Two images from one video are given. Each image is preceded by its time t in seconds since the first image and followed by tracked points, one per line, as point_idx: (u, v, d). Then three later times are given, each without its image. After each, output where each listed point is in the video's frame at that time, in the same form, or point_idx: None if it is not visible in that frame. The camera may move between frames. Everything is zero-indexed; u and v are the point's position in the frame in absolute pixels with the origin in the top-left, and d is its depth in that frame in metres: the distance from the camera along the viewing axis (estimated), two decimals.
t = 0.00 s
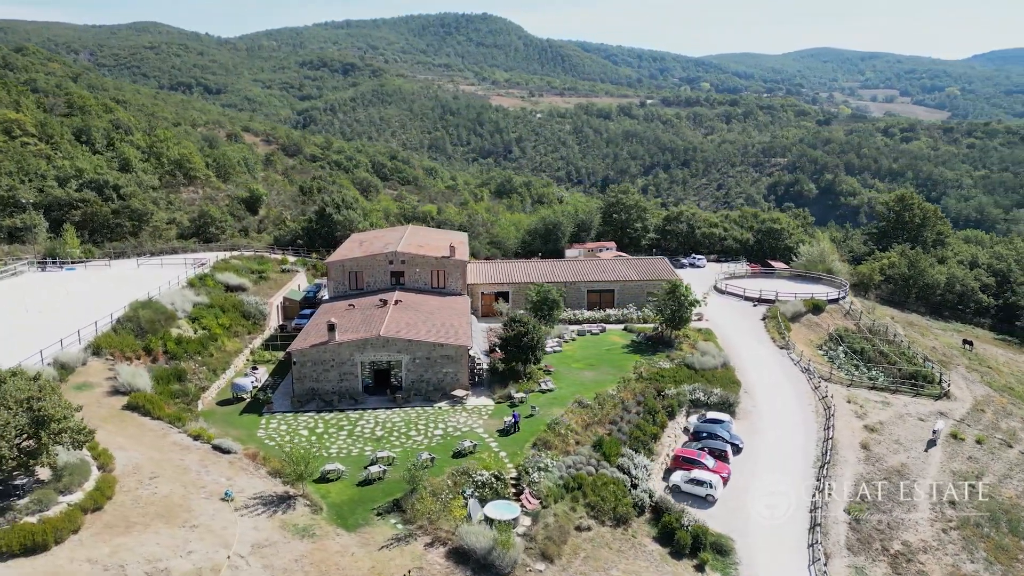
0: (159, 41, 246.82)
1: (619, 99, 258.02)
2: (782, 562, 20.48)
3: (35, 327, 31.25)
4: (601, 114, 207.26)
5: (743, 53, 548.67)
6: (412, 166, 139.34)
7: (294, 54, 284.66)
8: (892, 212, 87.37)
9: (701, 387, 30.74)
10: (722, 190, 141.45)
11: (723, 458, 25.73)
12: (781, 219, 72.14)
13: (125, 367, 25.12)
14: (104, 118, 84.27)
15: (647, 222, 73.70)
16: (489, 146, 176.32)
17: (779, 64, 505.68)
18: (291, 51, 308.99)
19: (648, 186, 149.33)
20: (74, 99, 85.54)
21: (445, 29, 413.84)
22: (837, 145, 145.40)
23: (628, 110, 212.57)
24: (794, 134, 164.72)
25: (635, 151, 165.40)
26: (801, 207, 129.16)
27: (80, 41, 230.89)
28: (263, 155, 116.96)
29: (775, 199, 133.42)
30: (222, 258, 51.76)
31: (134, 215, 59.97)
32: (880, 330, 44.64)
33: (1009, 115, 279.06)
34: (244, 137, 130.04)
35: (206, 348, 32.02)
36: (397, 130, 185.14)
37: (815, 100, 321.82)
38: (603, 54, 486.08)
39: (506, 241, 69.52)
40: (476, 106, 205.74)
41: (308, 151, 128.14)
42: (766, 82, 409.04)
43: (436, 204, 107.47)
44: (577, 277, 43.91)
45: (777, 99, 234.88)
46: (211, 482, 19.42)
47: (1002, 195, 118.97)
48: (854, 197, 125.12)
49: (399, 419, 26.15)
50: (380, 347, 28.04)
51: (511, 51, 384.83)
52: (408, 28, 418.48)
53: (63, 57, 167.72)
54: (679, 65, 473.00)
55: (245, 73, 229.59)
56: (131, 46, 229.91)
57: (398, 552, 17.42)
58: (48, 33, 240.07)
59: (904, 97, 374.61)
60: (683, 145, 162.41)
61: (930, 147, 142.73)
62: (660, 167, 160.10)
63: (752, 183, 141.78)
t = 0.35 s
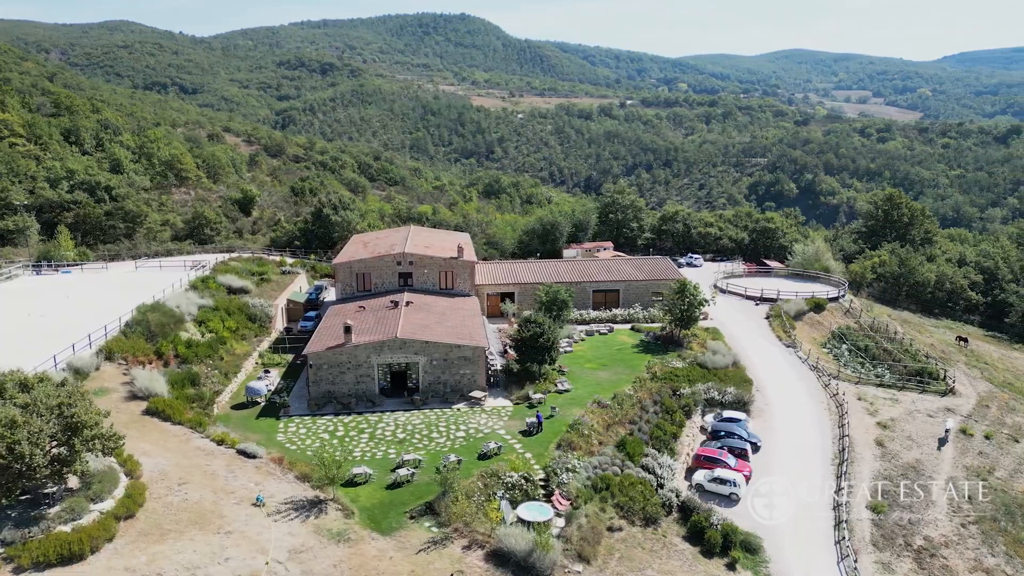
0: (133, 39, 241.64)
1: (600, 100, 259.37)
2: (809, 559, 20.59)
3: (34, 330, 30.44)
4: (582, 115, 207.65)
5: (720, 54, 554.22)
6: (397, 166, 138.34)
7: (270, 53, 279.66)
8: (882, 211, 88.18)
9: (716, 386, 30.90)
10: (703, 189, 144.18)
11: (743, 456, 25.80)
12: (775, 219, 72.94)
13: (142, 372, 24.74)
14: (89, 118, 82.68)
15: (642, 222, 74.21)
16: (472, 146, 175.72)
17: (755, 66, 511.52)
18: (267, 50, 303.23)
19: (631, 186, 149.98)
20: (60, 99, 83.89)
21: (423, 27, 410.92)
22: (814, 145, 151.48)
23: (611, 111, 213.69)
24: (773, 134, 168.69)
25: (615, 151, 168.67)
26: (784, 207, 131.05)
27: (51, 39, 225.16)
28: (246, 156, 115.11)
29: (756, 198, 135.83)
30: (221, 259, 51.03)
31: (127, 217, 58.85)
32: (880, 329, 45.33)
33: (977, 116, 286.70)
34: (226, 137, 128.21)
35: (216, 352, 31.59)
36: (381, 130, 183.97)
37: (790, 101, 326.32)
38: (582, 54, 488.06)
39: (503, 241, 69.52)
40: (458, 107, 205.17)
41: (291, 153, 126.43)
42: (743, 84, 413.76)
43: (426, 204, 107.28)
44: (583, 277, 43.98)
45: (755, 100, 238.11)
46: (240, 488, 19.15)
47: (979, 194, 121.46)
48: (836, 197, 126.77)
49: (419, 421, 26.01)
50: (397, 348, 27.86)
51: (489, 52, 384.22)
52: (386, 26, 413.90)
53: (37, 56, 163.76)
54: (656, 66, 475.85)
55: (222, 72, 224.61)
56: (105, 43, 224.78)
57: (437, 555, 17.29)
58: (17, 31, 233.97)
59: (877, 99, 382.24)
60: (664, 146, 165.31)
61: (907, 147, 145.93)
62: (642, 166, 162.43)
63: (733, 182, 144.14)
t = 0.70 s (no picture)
0: (106, 37, 235.81)
1: (581, 100, 260.15)
2: (837, 557, 20.73)
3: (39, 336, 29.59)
4: (563, 116, 207.81)
5: (697, 56, 559.10)
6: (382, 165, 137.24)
7: (244, 52, 273.99)
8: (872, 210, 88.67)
9: (730, 385, 31.08)
10: (687, 189, 145.65)
11: (763, 454, 25.91)
12: (769, 218, 73.66)
13: (159, 377, 24.40)
14: (74, 118, 80.94)
15: (638, 222, 74.57)
16: (454, 147, 174.91)
17: (731, 66, 516.36)
18: (241, 48, 296.67)
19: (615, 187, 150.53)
20: (46, 98, 82.04)
21: (401, 27, 407.93)
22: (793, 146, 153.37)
23: (592, 112, 214.38)
24: (754, 134, 171.14)
25: (597, 152, 169.77)
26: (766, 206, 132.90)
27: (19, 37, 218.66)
28: (230, 156, 113.25)
29: (738, 198, 137.53)
30: (222, 261, 50.29)
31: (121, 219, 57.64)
32: (881, 326, 45.96)
33: (947, 117, 293.78)
34: (208, 138, 125.98)
35: (227, 354, 31.17)
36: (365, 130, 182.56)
37: (766, 102, 330.38)
38: (559, 54, 488.75)
39: (500, 241, 69.42)
40: (438, 107, 204.10)
41: (274, 154, 124.28)
42: (720, 85, 417.72)
43: (415, 204, 106.78)
44: (588, 277, 44.07)
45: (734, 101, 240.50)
46: (272, 493, 18.90)
47: (957, 194, 123.96)
48: (816, 196, 128.48)
49: (440, 424, 25.89)
50: (414, 350, 27.69)
51: (468, 52, 382.75)
52: (363, 25, 408.37)
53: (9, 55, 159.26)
54: (634, 66, 478.41)
55: (197, 69, 218.97)
56: (78, 40, 219.10)
57: (477, 559, 17.20)
58: None
59: (851, 100, 388.72)
60: (646, 146, 166.81)
61: (883, 147, 150.12)
62: (626, 166, 163.70)
63: (715, 182, 145.62)
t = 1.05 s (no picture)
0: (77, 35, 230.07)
1: (562, 100, 261.05)
2: (864, 553, 20.89)
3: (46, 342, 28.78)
4: (544, 116, 207.95)
5: (673, 57, 564.14)
6: (366, 166, 136.37)
7: (217, 52, 268.16)
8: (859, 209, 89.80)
9: (743, 384, 31.32)
10: (668, 189, 147.84)
11: (782, 452, 26.06)
12: (763, 218, 74.43)
13: (177, 381, 24.01)
14: (60, 118, 79.28)
15: (633, 222, 75.03)
16: (435, 147, 174.11)
17: (707, 67, 521.81)
18: (215, 48, 289.83)
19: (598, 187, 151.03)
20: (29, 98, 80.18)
21: (379, 25, 404.41)
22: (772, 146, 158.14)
23: (572, 112, 215.23)
24: (734, 135, 173.32)
25: (578, 152, 172.37)
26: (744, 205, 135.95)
27: None
28: (214, 156, 111.62)
29: (719, 197, 139.81)
30: (221, 263, 49.62)
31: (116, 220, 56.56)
32: (880, 324, 46.63)
33: (917, 117, 300.80)
34: (189, 138, 123.93)
35: (238, 357, 30.77)
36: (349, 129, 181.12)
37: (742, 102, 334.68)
38: (537, 55, 489.81)
39: (496, 242, 69.39)
40: (418, 107, 203.07)
41: (258, 155, 122.17)
42: (697, 85, 422.05)
43: (404, 204, 106.51)
44: (594, 277, 44.21)
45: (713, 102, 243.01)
46: (304, 497, 18.70)
47: (935, 194, 126.62)
48: (797, 196, 130.24)
49: (461, 425, 25.83)
50: (431, 352, 27.54)
51: (446, 52, 380.79)
52: (339, 24, 402.60)
53: None
54: (612, 66, 481.35)
55: (172, 69, 213.54)
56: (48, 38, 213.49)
57: (516, 561, 17.13)
58: None
59: (825, 100, 395.39)
60: (627, 146, 169.25)
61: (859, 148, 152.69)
62: (607, 166, 165.79)
63: (697, 182, 147.67)
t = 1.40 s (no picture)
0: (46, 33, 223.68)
1: (542, 101, 261.85)
2: (889, 548, 21.14)
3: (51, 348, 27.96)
4: (525, 116, 207.80)
5: (650, 57, 568.28)
6: (351, 166, 135.24)
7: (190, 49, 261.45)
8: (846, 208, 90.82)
9: (755, 382, 31.57)
10: (650, 189, 148.74)
11: (800, 450, 26.26)
12: (756, 217, 75.13)
13: (196, 386, 23.65)
14: (43, 117, 77.49)
15: (628, 222, 75.38)
16: (416, 147, 172.99)
17: (683, 68, 526.65)
18: (190, 46, 284.06)
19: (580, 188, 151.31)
20: (12, 96, 78.23)
21: (356, 24, 400.34)
22: (752, 146, 160.03)
23: (552, 112, 215.80)
24: (714, 137, 175.36)
25: (560, 152, 173.10)
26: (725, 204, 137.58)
27: None
28: (197, 155, 109.74)
29: (700, 197, 141.32)
30: (220, 264, 48.92)
31: (109, 221, 55.53)
32: (879, 322, 47.35)
33: (888, 118, 307.59)
34: (170, 138, 121.60)
35: (249, 360, 30.37)
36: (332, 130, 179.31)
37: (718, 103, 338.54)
38: (515, 55, 490.25)
39: (493, 242, 69.28)
40: (398, 107, 201.24)
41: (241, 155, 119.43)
42: (673, 86, 425.57)
43: (392, 204, 105.98)
44: (598, 277, 44.35)
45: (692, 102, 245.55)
46: (338, 501, 18.52)
47: (913, 195, 129.26)
48: (776, 195, 132.05)
49: (482, 426, 25.76)
50: (450, 353, 27.44)
51: (424, 51, 377.84)
52: (315, 24, 395.99)
53: None
54: (589, 67, 483.37)
55: (145, 67, 207.40)
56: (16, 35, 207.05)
57: (557, 563, 17.09)
58: None
59: (799, 100, 401.08)
60: (609, 147, 170.58)
61: (836, 147, 158.98)
62: (589, 167, 166.69)
63: (679, 182, 149.05)
